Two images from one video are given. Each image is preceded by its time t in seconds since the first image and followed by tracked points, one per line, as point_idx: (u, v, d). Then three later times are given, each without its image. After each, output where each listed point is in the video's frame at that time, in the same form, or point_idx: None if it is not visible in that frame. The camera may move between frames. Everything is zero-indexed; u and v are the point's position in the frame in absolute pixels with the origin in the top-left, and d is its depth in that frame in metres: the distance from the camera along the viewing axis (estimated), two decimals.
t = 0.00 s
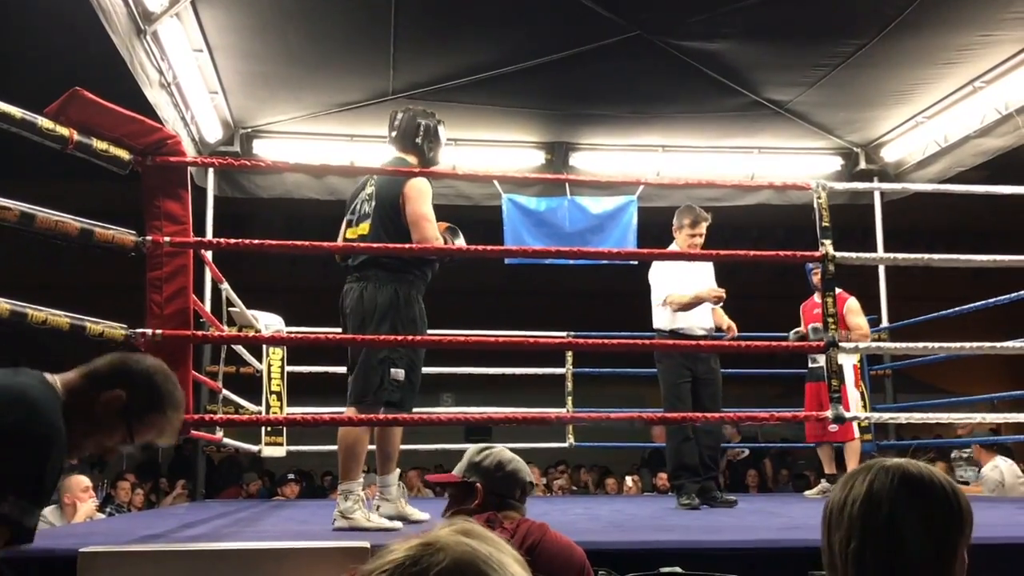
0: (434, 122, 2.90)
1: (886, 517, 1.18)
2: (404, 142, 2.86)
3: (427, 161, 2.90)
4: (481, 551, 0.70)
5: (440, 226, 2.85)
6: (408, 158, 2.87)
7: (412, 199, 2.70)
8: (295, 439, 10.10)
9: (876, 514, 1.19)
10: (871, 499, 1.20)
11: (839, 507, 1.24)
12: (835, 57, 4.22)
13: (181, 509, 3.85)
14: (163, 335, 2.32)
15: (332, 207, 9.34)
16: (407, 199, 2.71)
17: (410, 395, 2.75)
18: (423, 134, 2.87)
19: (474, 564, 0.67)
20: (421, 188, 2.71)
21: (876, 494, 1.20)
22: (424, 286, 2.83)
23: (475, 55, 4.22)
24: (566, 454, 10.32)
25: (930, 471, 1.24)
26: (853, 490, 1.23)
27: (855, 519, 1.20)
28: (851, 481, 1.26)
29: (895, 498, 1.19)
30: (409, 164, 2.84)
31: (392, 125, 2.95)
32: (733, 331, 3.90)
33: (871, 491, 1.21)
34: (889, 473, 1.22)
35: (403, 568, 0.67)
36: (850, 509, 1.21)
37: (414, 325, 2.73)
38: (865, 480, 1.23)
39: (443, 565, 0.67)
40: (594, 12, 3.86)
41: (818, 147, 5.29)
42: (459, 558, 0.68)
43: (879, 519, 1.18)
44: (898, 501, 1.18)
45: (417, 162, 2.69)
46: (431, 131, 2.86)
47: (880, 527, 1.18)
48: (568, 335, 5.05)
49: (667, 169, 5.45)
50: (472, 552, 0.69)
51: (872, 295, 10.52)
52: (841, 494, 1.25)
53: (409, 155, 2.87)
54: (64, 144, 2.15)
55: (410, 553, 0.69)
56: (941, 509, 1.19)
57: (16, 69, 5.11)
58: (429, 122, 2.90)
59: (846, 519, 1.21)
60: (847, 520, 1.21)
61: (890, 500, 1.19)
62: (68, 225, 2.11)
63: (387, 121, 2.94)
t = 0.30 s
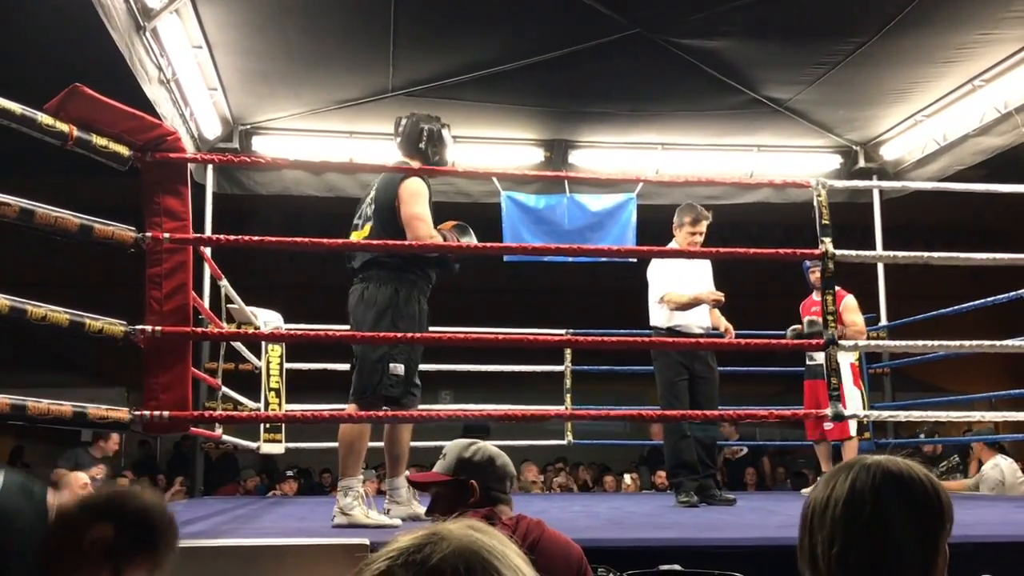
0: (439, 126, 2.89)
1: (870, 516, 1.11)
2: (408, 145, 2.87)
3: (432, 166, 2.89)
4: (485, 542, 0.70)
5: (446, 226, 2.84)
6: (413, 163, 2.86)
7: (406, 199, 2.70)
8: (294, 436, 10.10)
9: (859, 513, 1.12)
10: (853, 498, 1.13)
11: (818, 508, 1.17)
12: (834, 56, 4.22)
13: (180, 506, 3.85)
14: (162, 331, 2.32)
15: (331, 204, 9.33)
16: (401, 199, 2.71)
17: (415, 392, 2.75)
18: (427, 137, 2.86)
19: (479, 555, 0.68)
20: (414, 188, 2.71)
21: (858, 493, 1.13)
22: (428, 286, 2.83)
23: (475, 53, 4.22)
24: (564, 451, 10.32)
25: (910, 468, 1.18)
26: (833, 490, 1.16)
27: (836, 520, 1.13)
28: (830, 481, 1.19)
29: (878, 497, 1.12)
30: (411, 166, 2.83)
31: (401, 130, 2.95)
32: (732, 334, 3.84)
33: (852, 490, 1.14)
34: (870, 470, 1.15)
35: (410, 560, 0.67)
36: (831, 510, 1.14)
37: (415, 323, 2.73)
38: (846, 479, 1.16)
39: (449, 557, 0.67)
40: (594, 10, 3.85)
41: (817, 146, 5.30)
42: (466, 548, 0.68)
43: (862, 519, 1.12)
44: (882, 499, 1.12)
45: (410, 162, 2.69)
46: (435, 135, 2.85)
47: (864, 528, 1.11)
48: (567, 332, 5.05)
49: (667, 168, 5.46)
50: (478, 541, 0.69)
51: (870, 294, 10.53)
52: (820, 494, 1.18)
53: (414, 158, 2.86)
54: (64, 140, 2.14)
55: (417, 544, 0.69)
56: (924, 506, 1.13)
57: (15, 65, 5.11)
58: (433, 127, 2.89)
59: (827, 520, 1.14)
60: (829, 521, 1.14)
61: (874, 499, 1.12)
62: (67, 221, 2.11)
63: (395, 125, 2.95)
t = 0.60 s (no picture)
0: (443, 128, 2.88)
1: (865, 515, 1.11)
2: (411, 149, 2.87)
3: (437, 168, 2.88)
4: (480, 539, 0.70)
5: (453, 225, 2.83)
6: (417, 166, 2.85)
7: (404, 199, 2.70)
8: (292, 435, 10.09)
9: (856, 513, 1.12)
10: (848, 500, 1.13)
11: (814, 513, 1.16)
12: (834, 56, 4.22)
13: (178, 504, 3.84)
14: (162, 329, 2.32)
15: (330, 203, 9.32)
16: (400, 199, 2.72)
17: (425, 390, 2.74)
18: (430, 140, 2.86)
19: (473, 554, 0.68)
20: (413, 187, 2.71)
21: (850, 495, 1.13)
22: (435, 284, 2.82)
23: (475, 52, 4.22)
24: (563, 451, 10.32)
25: (904, 466, 1.17)
26: (828, 492, 1.16)
27: (831, 523, 1.13)
28: (825, 483, 1.18)
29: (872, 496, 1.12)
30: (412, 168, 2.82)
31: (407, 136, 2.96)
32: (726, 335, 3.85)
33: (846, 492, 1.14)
34: (859, 471, 1.15)
35: (406, 559, 0.67)
36: (825, 511, 1.14)
37: (421, 320, 2.72)
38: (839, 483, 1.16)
39: (444, 555, 0.67)
40: (594, 9, 3.85)
41: (817, 146, 5.30)
42: (460, 546, 0.68)
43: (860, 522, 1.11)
44: (874, 498, 1.12)
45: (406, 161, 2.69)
46: (437, 139, 2.84)
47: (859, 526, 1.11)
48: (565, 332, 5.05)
49: (666, 168, 5.46)
50: (473, 539, 0.70)
51: (869, 294, 10.53)
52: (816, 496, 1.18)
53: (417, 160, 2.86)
54: (63, 138, 2.14)
55: (414, 542, 0.69)
56: (918, 506, 1.12)
57: (15, 62, 5.10)
58: (437, 131, 2.89)
59: (822, 524, 1.14)
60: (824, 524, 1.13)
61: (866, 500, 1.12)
62: (67, 219, 2.11)
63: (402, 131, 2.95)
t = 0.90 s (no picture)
0: (441, 130, 2.88)
1: (869, 513, 1.06)
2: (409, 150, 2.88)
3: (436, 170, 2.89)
4: (475, 537, 0.70)
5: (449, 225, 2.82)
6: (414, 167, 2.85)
7: (399, 200, 2.70)
8: (290, 434, 10.08)
9: (865, 512, 1.06)
10: (856, 499, 1.07)
11: (818, 509, 1.10)
12: (833, 57, 4.22)
13: (176, 504, 3.84)
14: (160, 329, 2.32)
15: (328, 202, 9.32)
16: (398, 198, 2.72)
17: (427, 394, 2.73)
18: (428, 142, 2.86)
19: (468, 553, 0.67)
20: (412, 186, 2.72)
21: (859, 494, 1.07)
22: (436, 284, 2.83)
23: (474, 52, 4.22)
24: (561, 451, 10.32)
25: (904, 470, 1.12)
26: (834, 489, 1.10)
27: (835, 521, 1.07)
28: (830, 481, 1.12)
29: (882, 498, 1.06)
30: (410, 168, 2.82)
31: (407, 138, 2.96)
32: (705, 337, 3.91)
33: (856, 490, 1.08)
34: (867, 470, 1.09)
35: (401, 556, 0.67)
36: (831, 509, 1.08)
37: (425, 321, 2.72)
38: (846, 481, 1.10)
39: (438, 551, 0.67)
40: (594, 10, 3.86)
41: (816, 147, 5.30)
42: (455, 544, 0.68)
43: (866, 522, 1.05)
44: (883, 498, 1.06)
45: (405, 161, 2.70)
46: (436, 142, 2.84)
47: (866, 527, 1.05)
48: (563, 332, 5.05)
49: (665, 168, 5.46)
50: (467, 537, 0.70)
51: (867, 295, 10.53)
52: (821, 494, 1.12)
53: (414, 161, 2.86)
54: (62, 137, 2.14)
55: (410, 540, 0.69)
56: (927, 514, 1.07)
57: (14, 62, 5.10)
58: (436, 133, 2.89)
59: (825, 522, 1.08)
60: (829, 522, 1.07)
61: (875, 501, 1.06)
62: (66, 219, 2.11)
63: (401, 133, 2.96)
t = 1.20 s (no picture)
0: (450, 130, 2.88)
1: (865, 500, 1.06)
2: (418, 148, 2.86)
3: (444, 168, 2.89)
4: (475, 538, 0.70)
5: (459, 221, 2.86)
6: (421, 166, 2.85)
7: (421, 203, 2.70)
8: (288, 436, 10.08)
9: (864, 498, 1.06)
10: (856, 486, 1.07)
11: (815, 498, 1.10)
12: (832, 59, 4.22)
13: (175, 505, 3.83)
14: (158, 331, 2.32)
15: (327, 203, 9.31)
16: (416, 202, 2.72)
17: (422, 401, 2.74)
18: (440, 141, 2.86)
19: (467, 555, 0.66)
20: (431, 190, 2.71)
21: (859, 481, 1.07)
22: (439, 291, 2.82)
23: (473, 53, 4.22)
24: (559, 453, 10.31)
25: (900, 461, 1.12)
26: (832, 477, 1.10)
27: (838, 507, 1.07)
28: (826, 470, 1.12)
29: (882, 482, 1.07)
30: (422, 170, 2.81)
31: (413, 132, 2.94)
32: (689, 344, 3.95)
33: (855, 477, 1.08)
34: (865, 459, 1.10)
35: (401, 556, 0.66)
36: (831, 496, 1.08)
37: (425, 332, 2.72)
38: (844, 470, 1.10)
39: (438, 551, 0.66)
40: (593, 12, 3.86)
41: (815, 149, 5.31)
42: (455, 544, 0.67)
43: (867, 509, 1.05)
44: (884, 484, 1.07)
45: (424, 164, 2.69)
46: (447, 139, 2.85)
47: (865, 513, 1.05)
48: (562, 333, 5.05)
49: (663, 170, 5.47)
50: (467, 538, 0.69)
51: (865, 297, 10.54)
52: (817, 484, 1.12)
53: (422, 160, 2.85)
54: (61, 138, 2.15)
55: (409, 540, 0.68)
56: (927, 503, 1.08)
57: (13, 63, 5.10)
58: (445, 130, 2.89)
59: (826, 508, 1.07)
60: (828, 507, 1.07)
61: (876, 485, 1.07)
62: (65, 220, 2.11)
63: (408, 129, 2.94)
